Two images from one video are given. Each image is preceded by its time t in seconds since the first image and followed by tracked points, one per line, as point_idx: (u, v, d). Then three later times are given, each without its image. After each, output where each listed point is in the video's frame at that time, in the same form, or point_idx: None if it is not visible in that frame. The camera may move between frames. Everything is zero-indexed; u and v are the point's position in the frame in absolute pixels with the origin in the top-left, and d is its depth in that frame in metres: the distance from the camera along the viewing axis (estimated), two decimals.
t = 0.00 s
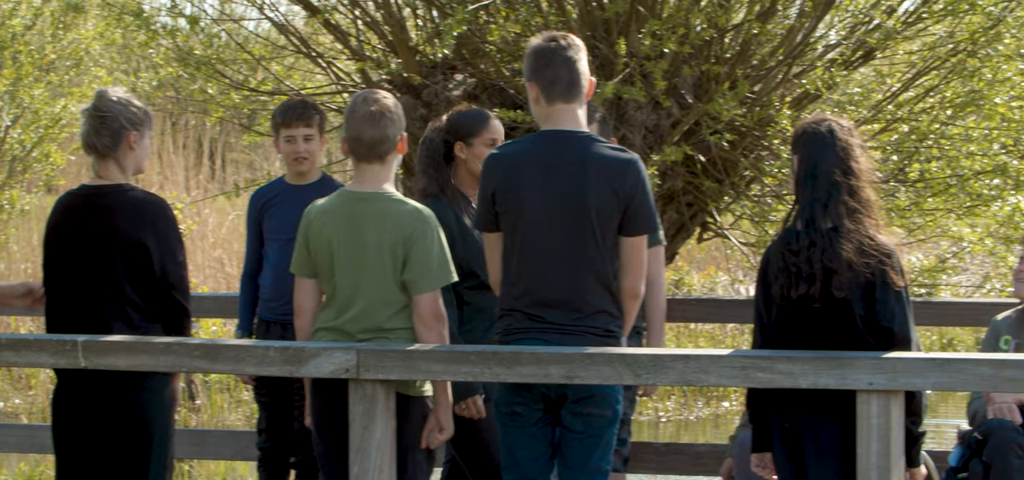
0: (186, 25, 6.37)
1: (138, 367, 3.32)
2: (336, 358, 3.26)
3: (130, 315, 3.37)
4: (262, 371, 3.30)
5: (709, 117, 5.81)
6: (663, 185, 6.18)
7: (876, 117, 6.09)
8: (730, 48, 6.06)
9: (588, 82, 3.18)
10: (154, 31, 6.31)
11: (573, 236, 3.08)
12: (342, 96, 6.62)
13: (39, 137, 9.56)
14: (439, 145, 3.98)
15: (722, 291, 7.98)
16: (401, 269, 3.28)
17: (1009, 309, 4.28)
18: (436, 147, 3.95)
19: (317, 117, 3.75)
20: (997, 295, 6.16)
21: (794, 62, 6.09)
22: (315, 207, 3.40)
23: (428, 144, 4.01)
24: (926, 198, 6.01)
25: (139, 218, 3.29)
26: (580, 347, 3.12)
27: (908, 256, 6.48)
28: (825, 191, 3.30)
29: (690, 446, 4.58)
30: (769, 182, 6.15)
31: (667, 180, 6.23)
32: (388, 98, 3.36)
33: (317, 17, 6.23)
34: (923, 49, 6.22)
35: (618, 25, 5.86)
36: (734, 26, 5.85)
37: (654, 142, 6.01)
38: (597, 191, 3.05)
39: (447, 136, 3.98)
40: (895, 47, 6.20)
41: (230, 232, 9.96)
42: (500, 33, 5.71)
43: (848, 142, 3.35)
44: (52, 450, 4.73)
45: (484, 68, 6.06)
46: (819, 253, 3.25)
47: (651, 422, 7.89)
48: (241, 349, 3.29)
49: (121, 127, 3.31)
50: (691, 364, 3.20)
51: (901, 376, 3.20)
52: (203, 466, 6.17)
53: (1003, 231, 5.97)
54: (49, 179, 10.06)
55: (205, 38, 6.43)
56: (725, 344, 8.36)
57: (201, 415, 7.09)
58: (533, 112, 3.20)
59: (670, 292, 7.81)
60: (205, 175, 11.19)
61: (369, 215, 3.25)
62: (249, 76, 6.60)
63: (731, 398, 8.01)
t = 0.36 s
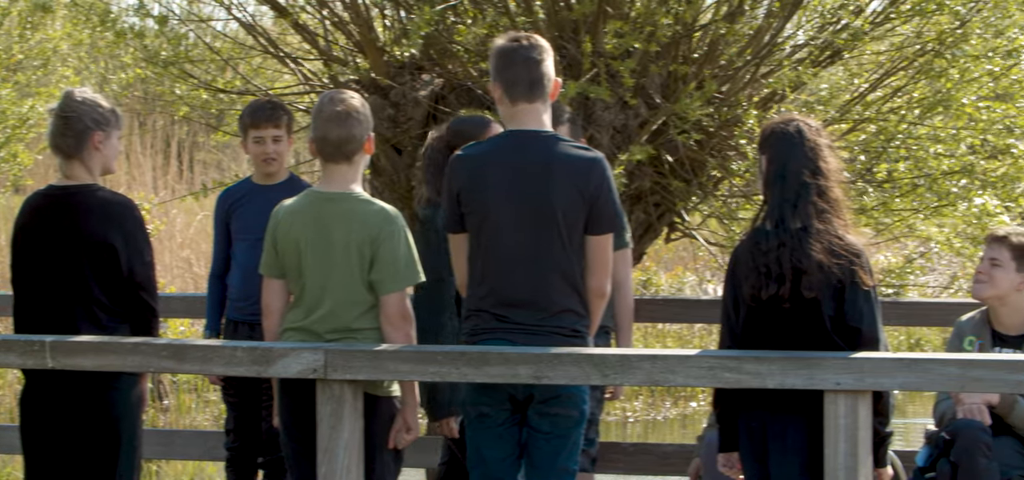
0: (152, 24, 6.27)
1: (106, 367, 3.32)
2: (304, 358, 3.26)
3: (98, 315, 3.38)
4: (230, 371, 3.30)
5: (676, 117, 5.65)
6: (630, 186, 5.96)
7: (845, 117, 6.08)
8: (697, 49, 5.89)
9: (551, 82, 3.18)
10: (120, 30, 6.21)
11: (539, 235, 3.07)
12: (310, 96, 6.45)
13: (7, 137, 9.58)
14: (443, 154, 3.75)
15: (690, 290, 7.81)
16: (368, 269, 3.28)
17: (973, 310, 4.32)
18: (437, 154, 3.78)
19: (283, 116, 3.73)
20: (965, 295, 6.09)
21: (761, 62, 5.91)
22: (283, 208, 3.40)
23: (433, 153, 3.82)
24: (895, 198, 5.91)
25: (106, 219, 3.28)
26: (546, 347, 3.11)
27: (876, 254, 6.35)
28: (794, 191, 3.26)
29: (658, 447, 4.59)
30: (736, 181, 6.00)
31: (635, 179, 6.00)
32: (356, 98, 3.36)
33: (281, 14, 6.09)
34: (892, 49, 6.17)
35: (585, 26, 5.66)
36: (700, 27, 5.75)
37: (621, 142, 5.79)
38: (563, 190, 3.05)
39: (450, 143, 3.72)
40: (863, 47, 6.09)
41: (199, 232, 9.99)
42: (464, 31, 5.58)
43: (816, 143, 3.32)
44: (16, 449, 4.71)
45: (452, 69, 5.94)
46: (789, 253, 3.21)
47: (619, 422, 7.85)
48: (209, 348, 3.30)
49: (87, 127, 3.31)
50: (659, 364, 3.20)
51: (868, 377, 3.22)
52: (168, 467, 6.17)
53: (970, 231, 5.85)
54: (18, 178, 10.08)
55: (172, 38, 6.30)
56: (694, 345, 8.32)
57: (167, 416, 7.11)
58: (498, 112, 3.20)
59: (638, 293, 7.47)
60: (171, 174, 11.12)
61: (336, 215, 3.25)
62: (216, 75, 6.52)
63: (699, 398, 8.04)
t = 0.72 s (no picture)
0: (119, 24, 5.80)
1: (75, 367, 3.31)
2: (272, 359, 3.25)
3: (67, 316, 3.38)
4: (198, 371, 3.30)
5: (642, 117, 5.11)
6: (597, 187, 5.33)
7: (812, 117, 5.65)
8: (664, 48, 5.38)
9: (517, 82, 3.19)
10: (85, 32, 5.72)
11: (505, 235, 3.07)
12: (280, 97, 5.96)
13: None
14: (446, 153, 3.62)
15: (658, 291, 7.75)
16: (336, 269, 3.27)
17: (939, 310, 4.34)
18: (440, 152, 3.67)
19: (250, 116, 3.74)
20: (933, 296, 5.85)
21: (730, 62, 5.50)
22: (251, 208, 3.39)
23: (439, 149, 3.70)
24: (862, 199, 5.61)
25: (74, 220, 3.29)
26: (513, 347, 3.10)
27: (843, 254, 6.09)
28: (763, 192, 3.25)
29: (627, 447, 4.61)
30: (704, 180, 5.48)
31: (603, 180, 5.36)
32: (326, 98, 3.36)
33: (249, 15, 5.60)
34: (859, 49, 5.85)
35: (553, 25, 5.18)
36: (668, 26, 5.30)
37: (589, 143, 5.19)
38: (528, 189, 3.05)
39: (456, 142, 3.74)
40: (831, 47, 5.80)
41: (166, 233, 10.19)
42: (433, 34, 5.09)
43: (784, 143, 3.31)
44: None
45: (420, 69, 5.40)
46: (757, 253, 3.20)
47: (588, 424, 8.02)
48: (177, 349, 3.30)
49: (53, 128, 3.31)
50: (626, 364, 3.25)
51: (836, 376, 3.22)
52: (139, 467, 6.83)
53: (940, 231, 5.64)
54: None
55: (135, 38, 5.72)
56: (661, 345, 8.48)
57: (136, 416, 7.86)
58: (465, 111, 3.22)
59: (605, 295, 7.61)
60: (139, 176, 11.19)
61: (304, 215, 3.25)
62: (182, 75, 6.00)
63: (667, 399, 8.38)
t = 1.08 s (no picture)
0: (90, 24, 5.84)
1: (46, 367, 3.31)
2: (243, 359, 3.24)
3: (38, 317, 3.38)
4: (169, 371, 3.30)
5: (614, 117, 5.20)
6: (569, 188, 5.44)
7: (781, 118, 5.66)
8: (636, 48, 5.47)
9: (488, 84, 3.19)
10: (57, 30, 5.78)
11: (474, 234, 3.07)
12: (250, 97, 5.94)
13: None
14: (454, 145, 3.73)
15: (629, 290, 7.89)
16: (307, 270, 3.27)
17: (909, 310, 4.36)
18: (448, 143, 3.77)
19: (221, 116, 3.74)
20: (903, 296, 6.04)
21: (701, 62, 5.54)
22: (222, 208, 3.39)
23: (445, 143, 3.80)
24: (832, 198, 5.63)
25: (45, 220, 3.29)
26: (481, 348, 3.10)
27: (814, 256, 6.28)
28: (733, 192, 3.25)
29: (597, 445, 4.69)
30: (675, 181, 5.59)
31: (574, 180, 5.48)
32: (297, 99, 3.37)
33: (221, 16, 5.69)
34: (830, 49, 5.90)
35: (525, 25, 5.20)
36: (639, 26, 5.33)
37: (560, 143, 5.31)
38: (497, 190, 3.05)
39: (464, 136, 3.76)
40: (802, 47, 5.86)
41: (137, 233, 10.19)
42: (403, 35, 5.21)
43: (754, 143, 3.31)
44: None
45: (391, 69, 5.49)
46: (727, 254, 3.20)
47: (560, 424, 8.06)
48: (149, 349, 3.29)
49: (21, 128, 3.31)
50: (598, 365, 3.22)
51: (807, 376, 3.23)
52: (110, 468, 6.80)
53: (909, 231, 5.76)
54: None
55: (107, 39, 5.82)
56: (632, 344, 8.50)
57: (107, 417, 7.80)
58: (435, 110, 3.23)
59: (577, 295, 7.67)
60: (109, 176, 11.12)
61: (274, 216, 3.24)
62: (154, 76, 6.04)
63: (637, 399, 8.38)
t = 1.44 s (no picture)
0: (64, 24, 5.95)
1: (18, 367, 3.32)
2: (216, 360, 3.24)
3: (10, 317, 3.38)
4: (142, 371, 3.31)
5: (586, 117, 5.20)
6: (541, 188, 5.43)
7: (755, 118, 5.74)
8: (608, 48, 5.50)
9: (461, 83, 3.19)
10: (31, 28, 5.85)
11: (443, 235, 3.07)
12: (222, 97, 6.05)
13: None
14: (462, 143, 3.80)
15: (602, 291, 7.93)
16: (279, 270, 3.27)
17: (881, 310, 4.37)
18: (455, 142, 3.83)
19: (196, 117, 3.77)
20: (876, 296, 6.16)
21: (673, 63, 5.60)
22: (194, 209, 3.40)
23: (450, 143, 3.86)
24: (805, 198, 5.70)
25: (17, 221, 3.29)
26: (450, 349, 3.12)
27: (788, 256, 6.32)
28: (703, 192, 3.25)
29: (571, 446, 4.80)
30: (648, 181, 5.62)
31: (546, 181, 5.49)
32: (269, 100, 3.37)
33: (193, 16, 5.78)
34: (802, 49, 5.95)
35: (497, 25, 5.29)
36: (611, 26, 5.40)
37: (532, 143, 5.27)
38: (466, 190, 3.05)
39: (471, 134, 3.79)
40: (775, 48, 5.91)
41: (110, 233, 10.20)
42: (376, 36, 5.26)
43: (726, 143, 3.31)
44: None
45: (363, 69, 5.51)
46: (697, 253, 3.20)
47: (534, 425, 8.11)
48: (121, 349, 3.30)
49: None
50: (570, 365, 3.21)
51: (779, 376, 3.23)
52: (83, 469, 6.80)
53: (881, 230, 5.83)
54: None
55: (83, 38, 6.02)
56: (605, 345, 8.51)
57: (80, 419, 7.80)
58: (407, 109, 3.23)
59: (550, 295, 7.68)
60: (82, 178, 11.14)
61: (246, 216, 3.24)
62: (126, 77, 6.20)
63: (610, 400, 8.39)
